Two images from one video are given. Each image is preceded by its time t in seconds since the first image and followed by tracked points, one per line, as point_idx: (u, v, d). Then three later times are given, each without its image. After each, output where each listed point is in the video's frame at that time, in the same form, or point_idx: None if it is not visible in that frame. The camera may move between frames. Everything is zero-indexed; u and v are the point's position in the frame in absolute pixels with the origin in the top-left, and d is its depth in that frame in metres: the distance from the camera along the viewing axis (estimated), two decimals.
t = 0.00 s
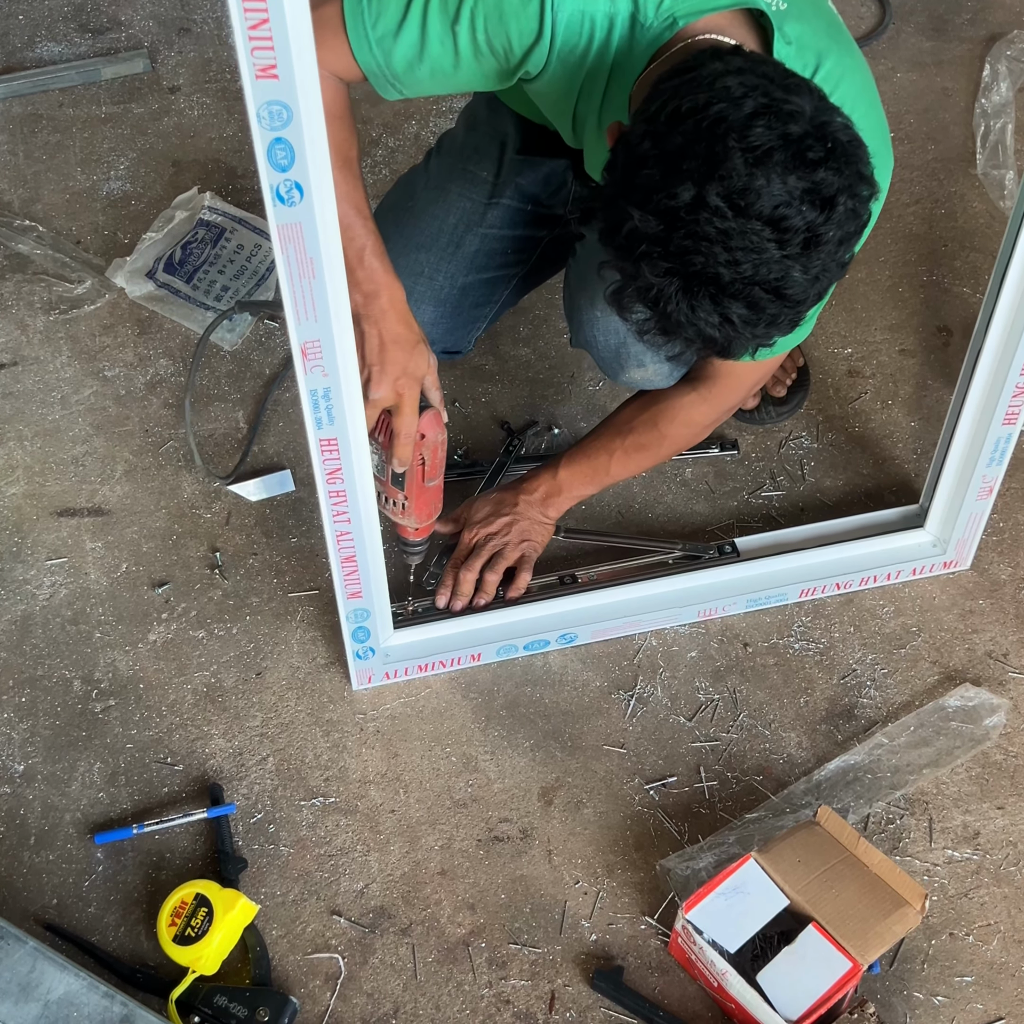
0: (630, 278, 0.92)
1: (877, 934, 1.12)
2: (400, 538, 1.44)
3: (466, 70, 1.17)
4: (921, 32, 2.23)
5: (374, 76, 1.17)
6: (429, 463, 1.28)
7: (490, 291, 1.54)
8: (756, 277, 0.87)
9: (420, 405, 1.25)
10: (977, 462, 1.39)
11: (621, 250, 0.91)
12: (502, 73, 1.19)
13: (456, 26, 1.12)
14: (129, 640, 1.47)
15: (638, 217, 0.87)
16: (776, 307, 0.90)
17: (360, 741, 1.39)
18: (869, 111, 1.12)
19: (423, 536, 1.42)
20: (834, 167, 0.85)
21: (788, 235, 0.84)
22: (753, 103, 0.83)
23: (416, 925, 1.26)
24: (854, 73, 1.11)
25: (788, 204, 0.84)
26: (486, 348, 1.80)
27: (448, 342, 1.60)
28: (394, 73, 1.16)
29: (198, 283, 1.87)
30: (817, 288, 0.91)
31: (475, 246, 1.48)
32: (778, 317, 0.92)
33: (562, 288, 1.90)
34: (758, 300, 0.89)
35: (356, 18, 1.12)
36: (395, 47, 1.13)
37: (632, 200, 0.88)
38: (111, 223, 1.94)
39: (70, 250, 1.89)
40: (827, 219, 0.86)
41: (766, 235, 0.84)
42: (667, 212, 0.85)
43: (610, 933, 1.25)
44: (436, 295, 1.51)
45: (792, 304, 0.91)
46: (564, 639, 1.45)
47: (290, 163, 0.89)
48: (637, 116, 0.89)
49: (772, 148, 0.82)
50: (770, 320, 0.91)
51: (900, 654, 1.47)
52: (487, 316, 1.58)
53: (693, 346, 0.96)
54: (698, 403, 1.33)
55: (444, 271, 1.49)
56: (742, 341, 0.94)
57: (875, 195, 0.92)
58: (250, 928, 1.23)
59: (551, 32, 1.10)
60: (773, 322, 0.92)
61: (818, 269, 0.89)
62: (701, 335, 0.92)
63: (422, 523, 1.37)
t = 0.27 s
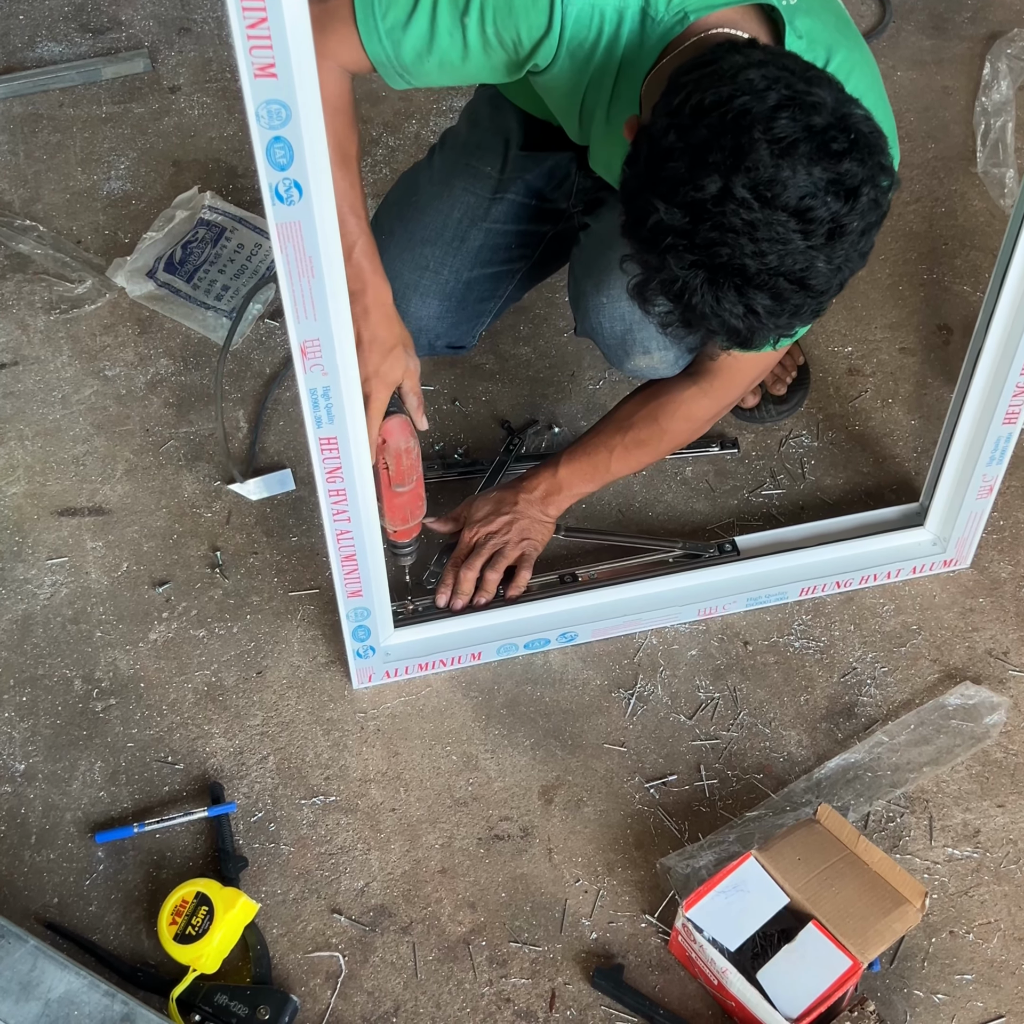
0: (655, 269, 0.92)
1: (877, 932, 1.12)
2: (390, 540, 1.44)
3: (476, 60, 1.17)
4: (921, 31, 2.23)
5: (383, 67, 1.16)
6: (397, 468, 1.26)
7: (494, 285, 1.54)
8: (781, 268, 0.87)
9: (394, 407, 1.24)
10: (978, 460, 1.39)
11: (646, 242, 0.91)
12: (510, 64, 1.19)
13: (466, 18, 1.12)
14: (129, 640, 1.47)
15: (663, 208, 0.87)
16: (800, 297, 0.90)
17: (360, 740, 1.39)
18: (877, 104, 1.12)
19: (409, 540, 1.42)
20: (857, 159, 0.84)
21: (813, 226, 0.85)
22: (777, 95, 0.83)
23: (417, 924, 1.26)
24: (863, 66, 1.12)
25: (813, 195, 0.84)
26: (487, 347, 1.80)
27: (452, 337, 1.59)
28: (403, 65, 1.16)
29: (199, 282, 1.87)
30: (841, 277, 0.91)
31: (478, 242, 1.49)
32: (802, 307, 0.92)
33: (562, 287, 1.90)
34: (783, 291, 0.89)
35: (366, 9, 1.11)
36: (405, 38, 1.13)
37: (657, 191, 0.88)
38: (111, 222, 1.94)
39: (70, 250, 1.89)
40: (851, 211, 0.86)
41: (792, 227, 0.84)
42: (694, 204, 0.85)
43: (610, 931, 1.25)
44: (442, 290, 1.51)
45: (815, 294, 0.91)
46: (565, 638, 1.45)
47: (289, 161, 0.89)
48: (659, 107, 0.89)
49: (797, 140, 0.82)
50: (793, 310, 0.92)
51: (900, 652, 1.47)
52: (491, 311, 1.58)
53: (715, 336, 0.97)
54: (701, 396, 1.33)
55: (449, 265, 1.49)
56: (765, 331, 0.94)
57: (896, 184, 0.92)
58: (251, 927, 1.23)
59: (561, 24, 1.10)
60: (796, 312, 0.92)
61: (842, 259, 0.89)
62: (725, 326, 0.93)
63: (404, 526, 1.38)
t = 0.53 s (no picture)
0: (658, 269, 0.92)
1: (877, 931, 1.12)
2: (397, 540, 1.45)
3: (478, 57, 1.17)
4: (921, 29, 2.23)
5: (386, 66, 1.16)
6: (430, 461, 1.28)
7: (494, 281, 1.54)
8: (783, 268, 0.87)
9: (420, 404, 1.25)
10: (978, 460, 1.39)
11: (648, 242, 0.91)
12: (513, 59, 1.19)
13: (468, 14, 1.12)
14: (130, 639, 1.48)
15: (667, 209, 0.87)
16: (800, 296, 0.90)
17: (361, 739, 1.39)
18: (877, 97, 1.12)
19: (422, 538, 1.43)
20: (859, 160, 0.85)
21: (814, 227, 0.85)
22: (779, 97, 0.83)
23: (417, 923, 1.26)
24: (864, 60, 1.12)
25: (815, 196, 0.84)
26: (487, 346, 1.80)
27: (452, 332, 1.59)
28: (406, 62, 1.16)
29: (199, 282, 1.87)
30: (841, 277, 0.92)
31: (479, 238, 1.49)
32: (802, 307, 0.92)
33: (562, 286, 1.90)
34: (784, 291, 0.89)
35: (368, 6, 1.12)
36: (407, 35, 1.13)
37: (659, 192, 0.87)
38: (112, 222, 1.94)
39: (71, 250, 1.89)
40: (852, 211, 0.86)
41: (794, 228, 0.84)
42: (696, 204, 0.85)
43: (610, 930, 1.25)
44: (442, 285, 1.51)
45: (815, 293, 0.91)
46: (565, 638, 1.45)
47: (285, 161, 0.89)
48: (660, 107, 0.89)
49: (800, 142, 0.82)
50: (794, 309, 0.92)
51: (900, 651, 1.47)
52: (492, 307, 1.58)
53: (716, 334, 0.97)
54: (700, 392, 1.33)
55: (449, 261, 1.49)
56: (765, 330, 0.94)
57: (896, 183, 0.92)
58: (252, 926, 1.23)
59: (563, 17, 1.10)
60: (797, 311, 0.92)
61: (842, 259, 0.89)
62: (726, 325, 0.93)
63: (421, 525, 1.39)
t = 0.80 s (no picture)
0: (655, 269, 0.92)
1: (876, 930, 1.12)
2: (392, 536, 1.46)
3: (473, 52, 1.18)
4: (920, 28, 2.23)
5: (380, 59, 1.17)
6: (414, 461, 1.27)
7: (491, 278, 1.55)
8: (781, 267, 0.87)
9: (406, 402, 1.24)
10: (977, 461, 1.39)
11: (647, 242, 0.91)
12: (507, 56, 1.19)
13: (463, 9, 1.12)
14: (130, 639, 1.48)
15: (664, 210, 0.87)
16: (797, 295, 0.91)
17: (360, 738, 1.39)
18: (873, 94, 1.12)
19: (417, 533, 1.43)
20: (856, 159, 0.85)
21: (811, 227, 0.85)
22: (776, 97, 0.83)
23: (417, 922, 1.26)
24: (858, 56, 1.12)
25: (812, 197, 0.84)
26: (486, 345, 1.81)
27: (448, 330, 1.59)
28: (401, 56, 1.16)
29: (198, 282, 1.87)
30: (838, 276, 0.92)
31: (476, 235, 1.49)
32: (800, 305, 0.92)
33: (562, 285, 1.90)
34: (781, 290, 0.89)
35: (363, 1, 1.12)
36: (402, 28, 1.13)
37: (658, 192, 0.87)
38: (111, 222, 1.94)
39: (70, 250, 1.89)
40: (849, 211, 0.86)
41: (791, 228, 0.85)
42: (694, 206, 0.85)
43: (610, 929, 1.26)
44: (439, 281, 1.51)
45: (813, 291, 0.91)
46: (564, 637, 1.45)
47: (283, 161, 0.89)
48: (658, 104, 0.89)
49: (797, 142, 0.82)
50: (792, 307, 0.92)
51: (899, 650, 1.47)
52: (489, 303, 1.59)
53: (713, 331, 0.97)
54: (698, 392, 1.33)
55: (446, 258, 1.49)
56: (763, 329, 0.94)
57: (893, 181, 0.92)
58: (252, 925, 1.23)
59: (557, 13, 1.10)
60: (795, 308, 0.92)
61: (839, 259, 0.89)
62: (724, 323, 0.93)
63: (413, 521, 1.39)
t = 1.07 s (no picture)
0: (655, 260, 0.92)
1: (876, 928, 1.12)
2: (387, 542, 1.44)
3: (469, 49, 1.18)
4: (919, 26, 2.23)
5: (377, 57, 1.17)
6: (391, 466, 1.26)
7: (488, 274, 1.55)
8: (780, 257, 0.87)
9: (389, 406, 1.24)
10: (975, 459, 1.39)
11: (645, 233, 0.91)
12: (503, 52, 1.19)
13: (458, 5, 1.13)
14: (129, 638, 1.48)
15: (664, 200, 0.87)
16: (796, 286, 0.90)
17: (359, 737, 1.39)
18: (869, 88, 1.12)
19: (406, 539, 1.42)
20: (854, 149, 0.85)
21: (811, 217, 0.85)
22: (774, 87, 0.83)
23: (416, 920, 1.26)
24: (854, 50, 1.12)
25: (811, 186, 0.84)
26: (485, 344, 1.81)
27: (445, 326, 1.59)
28: (397, 53, 1.16)
29: (196, 281, 1.87)
30: (836, 267, 0.92)
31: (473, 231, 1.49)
32: (799, 296, 0.92)
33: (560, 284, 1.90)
34: (780, 280, 0.89)
35: None
36: (398, 25, 1.13)
37: (656, 183, 0.88)
38: (110, 222, 1.94)
39: (69, 250, 1.89)
40: (847, 200, 0.86)
41: (790, 218, 0.85)
42: (694, 195, 0.85)
43: (609, 927, 1.26)
44: (436, 276, 1.51)
45: (811, 282, 0.91)
46: (564, 636, 1.45)
47: (283, 161, 0.89)
48: (655, 96, 0.89)
49: (796, 132, 0.82)
50: (790, 298, 0.92)
51: (898, 648, 1.48)
52: (486, 299, 1.58)
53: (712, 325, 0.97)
54: (697, 386, 1.33)
55: (443, 253, 1.49)
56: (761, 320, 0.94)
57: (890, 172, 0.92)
58: (251, 924, 1.23)
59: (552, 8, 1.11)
60: (793, 300, 0.92)
61: (838, 248, 0.89)
62: (723, 315, 0.93)
63: (402, 526, 1.38)
